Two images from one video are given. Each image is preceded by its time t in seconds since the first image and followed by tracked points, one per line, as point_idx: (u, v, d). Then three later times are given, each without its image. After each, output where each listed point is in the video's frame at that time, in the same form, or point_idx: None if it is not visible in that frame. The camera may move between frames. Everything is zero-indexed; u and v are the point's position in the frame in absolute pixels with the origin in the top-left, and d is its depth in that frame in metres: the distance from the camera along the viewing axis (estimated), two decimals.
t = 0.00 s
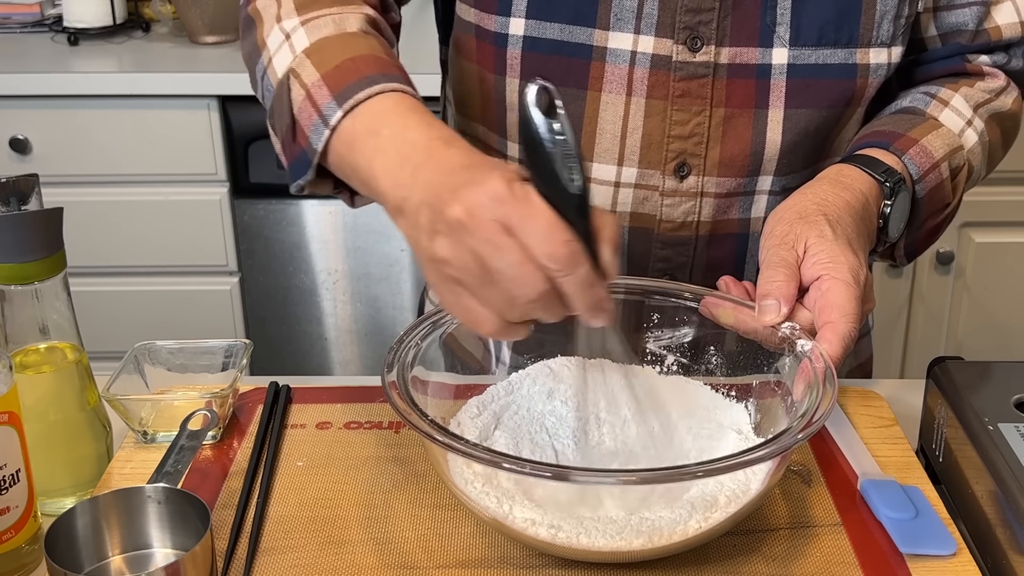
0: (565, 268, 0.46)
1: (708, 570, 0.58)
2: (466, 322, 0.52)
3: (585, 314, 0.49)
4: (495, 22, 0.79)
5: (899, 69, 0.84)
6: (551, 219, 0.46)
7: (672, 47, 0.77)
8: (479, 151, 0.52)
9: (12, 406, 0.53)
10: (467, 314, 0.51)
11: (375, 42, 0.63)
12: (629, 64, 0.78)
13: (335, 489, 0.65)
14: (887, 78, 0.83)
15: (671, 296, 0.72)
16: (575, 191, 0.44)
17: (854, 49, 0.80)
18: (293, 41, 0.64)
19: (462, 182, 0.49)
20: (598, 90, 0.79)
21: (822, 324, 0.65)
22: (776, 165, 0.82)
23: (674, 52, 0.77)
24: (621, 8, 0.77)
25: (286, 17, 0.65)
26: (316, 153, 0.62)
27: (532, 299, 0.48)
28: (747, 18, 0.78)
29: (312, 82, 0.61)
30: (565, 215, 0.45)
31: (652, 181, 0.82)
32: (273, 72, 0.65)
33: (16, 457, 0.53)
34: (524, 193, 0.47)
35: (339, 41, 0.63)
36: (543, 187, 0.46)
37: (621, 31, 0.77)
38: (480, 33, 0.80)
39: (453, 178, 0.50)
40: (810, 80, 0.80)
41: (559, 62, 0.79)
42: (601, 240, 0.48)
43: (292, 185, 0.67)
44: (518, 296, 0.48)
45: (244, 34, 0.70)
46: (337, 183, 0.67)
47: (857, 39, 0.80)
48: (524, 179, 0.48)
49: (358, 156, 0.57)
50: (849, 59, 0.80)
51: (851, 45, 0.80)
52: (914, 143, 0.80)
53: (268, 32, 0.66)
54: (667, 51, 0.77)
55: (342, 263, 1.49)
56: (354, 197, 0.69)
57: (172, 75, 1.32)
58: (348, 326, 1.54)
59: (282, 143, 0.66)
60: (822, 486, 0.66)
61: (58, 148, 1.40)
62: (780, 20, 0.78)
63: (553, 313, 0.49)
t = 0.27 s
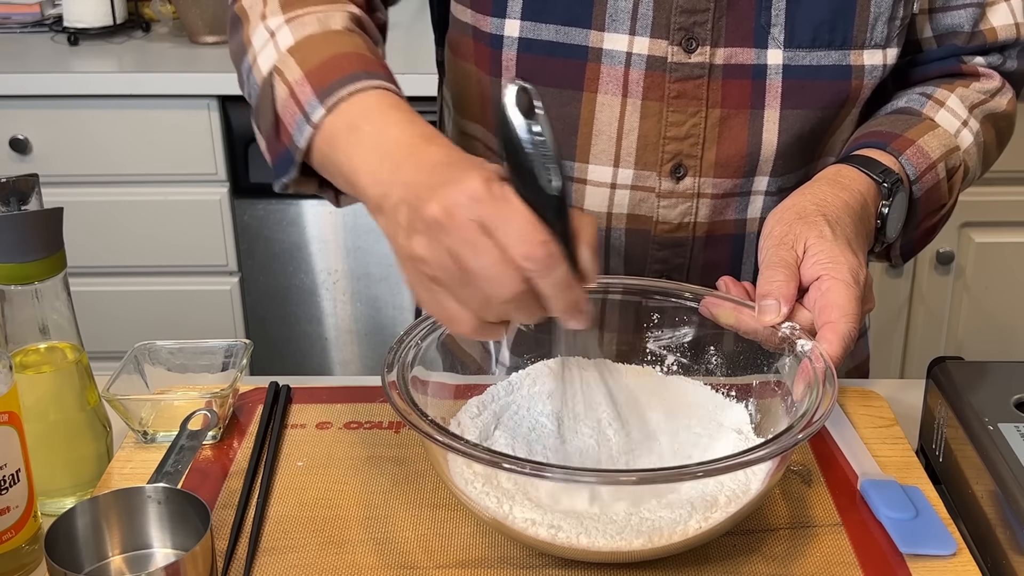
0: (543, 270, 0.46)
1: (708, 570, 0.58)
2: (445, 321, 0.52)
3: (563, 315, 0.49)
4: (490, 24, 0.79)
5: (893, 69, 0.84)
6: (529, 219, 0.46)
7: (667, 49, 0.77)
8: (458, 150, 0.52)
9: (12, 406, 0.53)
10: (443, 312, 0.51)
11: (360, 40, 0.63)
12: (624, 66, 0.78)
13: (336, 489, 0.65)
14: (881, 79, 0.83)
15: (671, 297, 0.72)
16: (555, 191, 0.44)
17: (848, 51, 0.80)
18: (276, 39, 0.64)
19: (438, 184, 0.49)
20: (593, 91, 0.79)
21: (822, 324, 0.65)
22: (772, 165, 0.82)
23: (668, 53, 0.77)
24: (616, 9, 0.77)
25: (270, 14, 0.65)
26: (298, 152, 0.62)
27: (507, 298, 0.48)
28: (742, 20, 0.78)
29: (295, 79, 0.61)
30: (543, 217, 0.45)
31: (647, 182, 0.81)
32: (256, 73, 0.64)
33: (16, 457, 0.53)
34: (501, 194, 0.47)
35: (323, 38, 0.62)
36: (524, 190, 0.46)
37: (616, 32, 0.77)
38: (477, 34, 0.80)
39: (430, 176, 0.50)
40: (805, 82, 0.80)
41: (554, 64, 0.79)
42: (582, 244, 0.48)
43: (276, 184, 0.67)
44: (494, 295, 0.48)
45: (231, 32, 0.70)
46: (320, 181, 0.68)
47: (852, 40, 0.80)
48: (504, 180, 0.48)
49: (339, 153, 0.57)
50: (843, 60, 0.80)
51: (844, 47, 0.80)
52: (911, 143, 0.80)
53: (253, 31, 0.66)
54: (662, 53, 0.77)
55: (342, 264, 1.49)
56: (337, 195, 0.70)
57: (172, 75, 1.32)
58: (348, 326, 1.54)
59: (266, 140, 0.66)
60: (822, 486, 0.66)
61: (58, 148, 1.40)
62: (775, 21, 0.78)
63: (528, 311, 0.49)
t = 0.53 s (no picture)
0: (547, 274, 0.46)
1: (708, 570, 0.58)
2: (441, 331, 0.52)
3: (570, 320, 0.50)
4: (485, 24, 0.78)
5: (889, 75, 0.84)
6: (530, 225, 0.46)
7: (659, 52, 0.77)
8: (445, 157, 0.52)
9: (12, 406, 0.53)
10: (440, 321, 0.51)
11: (350, 38, 0.64)
12: (617, 68, 0.78)
13: (336, 489, 0.65)
14: (876, 85, 0.83)
15: (671, 296, 0.72)
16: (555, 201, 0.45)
17: (841, 56, 0.80)
18: (266, 30, 0.64)
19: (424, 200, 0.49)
20: (587, 93, 0.79)
21: (822, 324, 0.65)
22: (764, 170, 0.82)
23: (661, 56, 0.77)
24: (610, 11, 0.77)
25: (260, 5, 0.65)
26: (281, 145, 0.61)
27: (508, 306, 0.48)
28: (735, 24, 0.78)
29: (283, 72, 0.61)
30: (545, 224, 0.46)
31: (640, 185, 0.82)
32: (244, 62, 0.65)
33: (16, 457, 0.53)
34: (501, 199, 0.47)
35: (314, 34, 0.63)
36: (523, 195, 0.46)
37: (609, 34, 0.77)
38: (472, 33, 0.80)
39: (418, 181, 0.51)
40: (799, 86, 0.80)
41: (548, 64, 0.79)
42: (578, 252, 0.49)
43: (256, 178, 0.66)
44: (494, 303, 0.48)
45: (221, 22, 0.70)
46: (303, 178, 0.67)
47: (844, 46, 0.80)
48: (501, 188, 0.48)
49: (323, 152, 0.57)
50: (835, 65, 0.80)
51: (837, 52, 0.80)
52: (910, 147, 0.80)
53: (243, 20, 0.66)
54: (654, 55, 0.77)
55: (342, 264, 1.49)
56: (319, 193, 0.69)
57: (172, 75, 1.32)
58: (348, 326, 1.54)
59: (250, 132, 0.66)
60: (822, 486, 0.66)
61: (58, 148, 1.40)
62: (768, 25, 0.78)
63: (529, 317, 0.49)
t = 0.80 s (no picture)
0: (416, 224, 0.50)
1: (708, 570, 0.58)
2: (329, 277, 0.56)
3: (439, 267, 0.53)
4: (498, 29, 0.79)
5: (897, 77, 0.84)
6: (403, 174, 0.50)
7: (672, 55, 0.77)
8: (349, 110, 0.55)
9: (12, 406, 0.53)
10: (328, 267, 0.56)
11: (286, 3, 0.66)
12: (629, 72, 0.78)
13: (336, 489, 0.65)
14: (885, 89, 0.83)
15: (672, 296, 0.72)
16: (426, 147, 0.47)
17: (850, 60, 0.80)
18: None
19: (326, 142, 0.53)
20: (599, 97, 0.79)
21: (822, 324, 0.65)
22: (777, 172, 0.82)
23: (673, 60, 0.77)
24: (621, 15, 0.77)
25: None
26: (213, 100, 0.65)
27: (388, 253, 0.52)
28: (746, 27, 0.78)
29: (217, 31, 0.64)
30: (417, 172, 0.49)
31: (653, 189, 0.81)
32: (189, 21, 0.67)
33: (16, 457, 0.53)
34: (376, 152, 0.51)
35: None
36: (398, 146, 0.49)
37: (621, 38, 0.77)
38: (488, 38, 0.81)
39: (318, 135, 0.54)
40: (810, 88, 0.80)
41: (559, 69, 0.79)
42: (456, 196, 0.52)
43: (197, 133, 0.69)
44: (373, 249, 0.52)
45: None
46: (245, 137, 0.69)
47: (853, 50, 0.80)
48: (379, 139, 0.52)
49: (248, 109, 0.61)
50: (845, 69, 0.80)
51: (847, 56, 0.80)
52: (910, 149, 0.80)
53: None
54: (667, 58, 0.77)
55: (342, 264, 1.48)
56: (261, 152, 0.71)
57: (172, 75, 1.32)
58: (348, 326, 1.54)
59: (191, 89, 0.68)
60: (822, 486, 0.66)
61: (58, 148, 1.40)
62: (778, 29, 0.78)
63: (408, 262, 0.53)
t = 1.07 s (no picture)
0: (589, 225, 0.49)
1: (708, 570, 0.58)
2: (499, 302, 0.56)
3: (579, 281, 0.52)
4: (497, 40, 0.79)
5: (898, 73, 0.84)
6: (568, 185, 0.49)
7: (671, 61, 0.77)
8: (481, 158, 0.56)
9: (12, 406, 0.53)
10: (501, 291, 0.55)
11: (375, 61, 0.65)
12: (629, 79, 0.78)
13: (335, 489, 0.65)
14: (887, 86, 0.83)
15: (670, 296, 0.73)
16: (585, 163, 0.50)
17: (855, 59, 0.80)
18: (294, 64, 0.65)
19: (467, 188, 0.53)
20: (598, 106, 0.79)
21: (822, 323, 0.65)
22: (777, 177, 0.82)
23: (672, 66, 0.77)
24: (622, 23, 0.76)
25: (282, 39, 0.66)
26: (328, 172, 0.64)
27: (562, 262, 0.51)
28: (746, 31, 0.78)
29: (317, 104, 0.63)
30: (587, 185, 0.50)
31: (652, 194, 0.82)
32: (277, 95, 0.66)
33: (16, 457, 0.53)
34: (539, 169, 0.50)
35: (339, 63, 0.64)
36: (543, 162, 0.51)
37: (621, 46, 0.77)
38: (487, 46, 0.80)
39: (461, 181, 0.55)
40: (810, 91, 0.80)
41: (558, 79, 0.78)
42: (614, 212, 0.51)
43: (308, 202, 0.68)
44: (547, 262, 0.51)
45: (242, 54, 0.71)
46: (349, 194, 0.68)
47: (858, 48, 0.79)
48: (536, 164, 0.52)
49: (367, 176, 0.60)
50: (850, 69, 0.80)
51: (851, 55, 0.80)
52: (911, 145, 0.80)
53: (267, 56, 0.66)
54: (666, 65, 0.77)
55: (342, 263, 1.49)
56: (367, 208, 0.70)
57: (172, 75, 1.32)
58: (348, 327, 1.54)
59: (291, 159, 0.67)
60: (822, 486, 0.66)
61: (58, 148, 1.40)
62: (779, 31, 0.78)
63: (579, 275, 0.52)
